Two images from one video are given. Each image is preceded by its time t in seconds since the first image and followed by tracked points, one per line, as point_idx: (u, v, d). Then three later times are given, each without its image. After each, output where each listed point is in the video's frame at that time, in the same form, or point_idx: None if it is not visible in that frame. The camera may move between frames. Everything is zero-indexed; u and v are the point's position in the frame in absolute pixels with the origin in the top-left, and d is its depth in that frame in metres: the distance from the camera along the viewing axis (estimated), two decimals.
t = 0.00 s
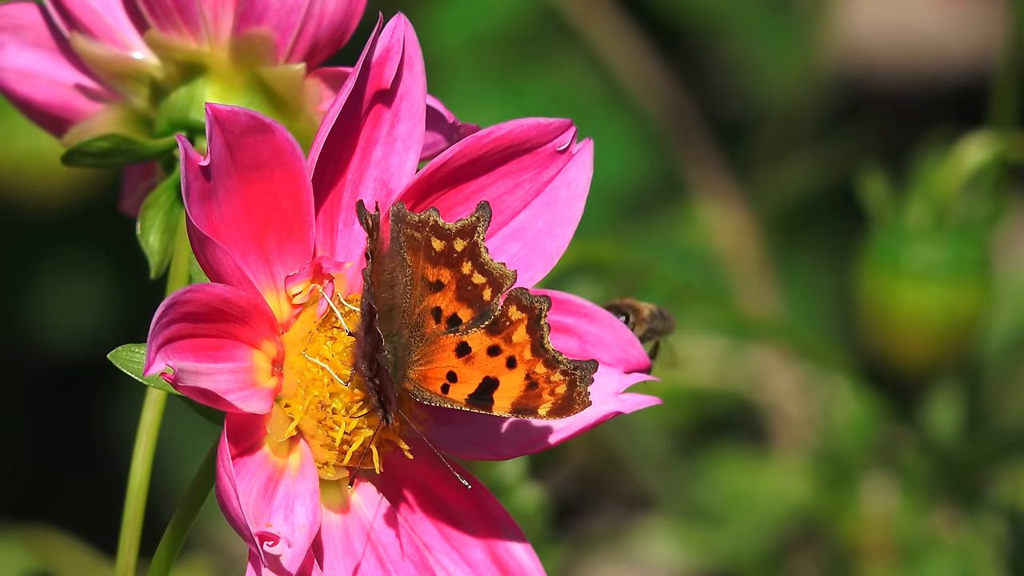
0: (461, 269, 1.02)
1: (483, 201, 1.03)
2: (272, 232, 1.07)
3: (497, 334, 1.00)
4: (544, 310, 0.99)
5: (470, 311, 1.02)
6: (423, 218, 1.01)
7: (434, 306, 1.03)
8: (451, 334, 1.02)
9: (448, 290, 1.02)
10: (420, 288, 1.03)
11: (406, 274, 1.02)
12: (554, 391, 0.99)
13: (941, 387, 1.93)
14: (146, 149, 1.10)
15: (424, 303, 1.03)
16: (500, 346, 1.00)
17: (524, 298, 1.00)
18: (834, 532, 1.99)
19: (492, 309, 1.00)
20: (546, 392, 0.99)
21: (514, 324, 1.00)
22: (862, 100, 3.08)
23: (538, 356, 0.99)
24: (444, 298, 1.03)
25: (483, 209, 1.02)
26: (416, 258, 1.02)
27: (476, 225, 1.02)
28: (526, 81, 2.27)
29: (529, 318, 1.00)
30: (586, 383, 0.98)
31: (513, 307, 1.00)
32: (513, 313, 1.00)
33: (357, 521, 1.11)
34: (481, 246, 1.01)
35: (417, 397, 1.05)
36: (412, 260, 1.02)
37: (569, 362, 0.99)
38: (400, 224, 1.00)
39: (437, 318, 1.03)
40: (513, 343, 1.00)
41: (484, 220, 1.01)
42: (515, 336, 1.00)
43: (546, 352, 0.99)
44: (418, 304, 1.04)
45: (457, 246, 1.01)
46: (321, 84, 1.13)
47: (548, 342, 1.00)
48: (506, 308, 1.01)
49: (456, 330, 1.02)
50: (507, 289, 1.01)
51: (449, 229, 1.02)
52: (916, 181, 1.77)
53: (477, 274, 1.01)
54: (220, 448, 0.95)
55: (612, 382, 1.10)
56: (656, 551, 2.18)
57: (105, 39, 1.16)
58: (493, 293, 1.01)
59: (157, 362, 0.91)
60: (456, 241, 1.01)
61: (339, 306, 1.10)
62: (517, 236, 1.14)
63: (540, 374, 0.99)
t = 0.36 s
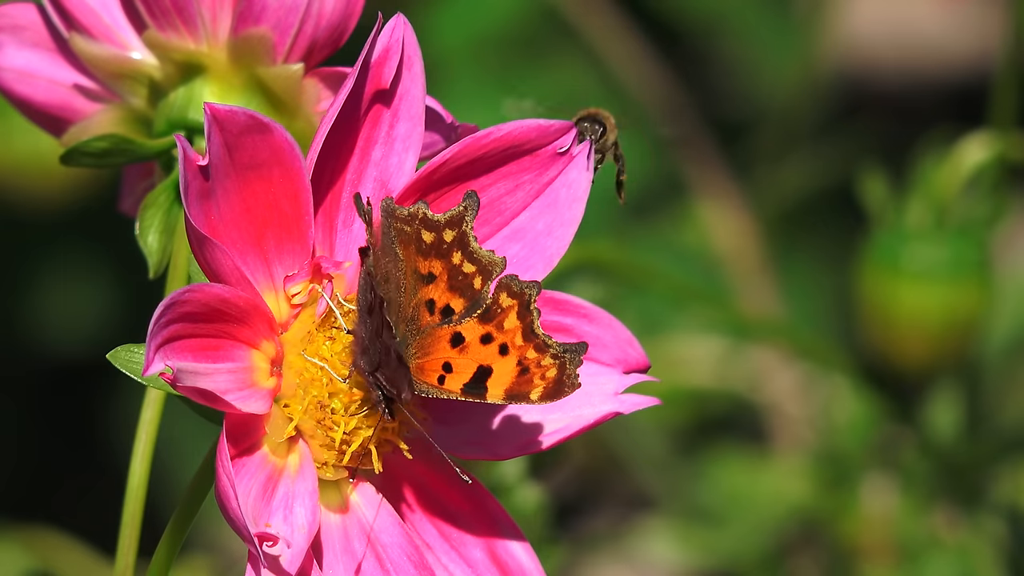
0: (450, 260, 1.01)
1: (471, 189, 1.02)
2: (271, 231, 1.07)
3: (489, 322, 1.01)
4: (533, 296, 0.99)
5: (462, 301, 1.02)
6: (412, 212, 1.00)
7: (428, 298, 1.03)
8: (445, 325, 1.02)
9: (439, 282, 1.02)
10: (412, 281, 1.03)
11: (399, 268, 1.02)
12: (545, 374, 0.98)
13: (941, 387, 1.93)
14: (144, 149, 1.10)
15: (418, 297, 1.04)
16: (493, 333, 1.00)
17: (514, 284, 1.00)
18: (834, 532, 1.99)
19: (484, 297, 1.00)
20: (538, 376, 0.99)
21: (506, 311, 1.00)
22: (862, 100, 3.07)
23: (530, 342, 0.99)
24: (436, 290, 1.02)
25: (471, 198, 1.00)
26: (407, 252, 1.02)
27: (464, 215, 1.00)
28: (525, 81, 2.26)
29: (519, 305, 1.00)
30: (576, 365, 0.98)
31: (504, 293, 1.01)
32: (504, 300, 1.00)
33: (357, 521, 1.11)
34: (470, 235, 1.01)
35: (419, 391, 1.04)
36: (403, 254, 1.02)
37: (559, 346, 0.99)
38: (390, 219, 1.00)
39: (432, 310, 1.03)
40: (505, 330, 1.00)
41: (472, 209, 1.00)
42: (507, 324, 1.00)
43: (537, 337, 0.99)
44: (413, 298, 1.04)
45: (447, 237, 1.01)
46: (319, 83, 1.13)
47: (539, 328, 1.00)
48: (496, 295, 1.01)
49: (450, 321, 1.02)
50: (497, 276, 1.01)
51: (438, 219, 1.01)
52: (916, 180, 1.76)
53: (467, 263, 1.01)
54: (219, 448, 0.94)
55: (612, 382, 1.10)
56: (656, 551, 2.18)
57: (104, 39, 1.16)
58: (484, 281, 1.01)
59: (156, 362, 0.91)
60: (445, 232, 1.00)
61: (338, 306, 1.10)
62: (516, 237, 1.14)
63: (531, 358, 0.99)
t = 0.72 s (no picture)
0: (455, 261, 1.01)
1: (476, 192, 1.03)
2: (276, 231, 1.07)
3: (493, 326, 1.01)
4: (537, 301, 0.99)
5: (467, 304, 1.01)
6: (416, 213, 1.01)
7: (433, 299, 1.02)
8: (449, 327, 1.02)
9: (444, 283, 1.02)
10: (416, 282, 1.03)
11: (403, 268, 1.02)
12: (547, 381, 0.98)
13: (941, 387, 1.93)
14: (147, 149, 1.10)
15: (423, 297, 1.03)
16: (496, 338, 1.00)
17: (518, 289, 1.00)
18: (834, 533, 1.99)
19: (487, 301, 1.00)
20: (540, 383, 0.99)
21: (510, 315, 1.01)
22: (862, 100, 3.08)
23: (532, 347, 0.99)
24: (440, 292, 1.02)
25: (475, 200, 1.01)
26: (412, 253, 1.02)
27: (467, 217, 1.01)
28: (526, 81, 2.27)
29: (523, 309, 1.00)
30: (578, 372, 0.98)
31: (507, 298, 1.01)
32: (507, 304, 1.00)
33: (357, 521, 1.10)
34: (474, 237, 1.01)
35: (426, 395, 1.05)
36: (409, 254, 1.02)
37: (562, 352, 0.99)
38: (394, 219, 1.00)
39: (436, 311, 1.03)
40: (508, 334, 1.00)
41: (476, 211, 1.01)
42: (510, 328, 1.00)
43: (540, 342, 0.99)
44: (417, 299, 1.03)
45: (451, 238, 1.01)
46: (323, 84, 1.13)
47: (542, 333, 1.00)
48: (501, 299, 1.01)
49: (454, 323, 1.02)
50: (499, 279, 1.01)
51: (442, 221, 1.01)
52: (916, 180, 1.77)
53: (471, 265, 1.01)
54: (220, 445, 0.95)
55: (615, 388, 1.10)
56: (656, 551, 2.18)
57: (107, 39, 1.16)
58: (487, 283, 1.01)
59: (159, 358, 0.91)
60: (449, 234, 1.01)
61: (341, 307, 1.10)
62: (522, 242, 1.14)
63: (533, 364, 0.99)
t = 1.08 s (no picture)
0: (448, 261, 1.01)
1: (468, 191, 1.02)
2: (274, 232, 1.07)
3: (484, 327, 1.00)
4: (527, 302, 0.99)
5: (459, 303, 1.02)
6: (410, 212, 1.00)
7: (427, 300, 1.03)
8: (442, 328, 1.02)
9: (438, 284, 1.02)
10: (411, 282, 1.03)
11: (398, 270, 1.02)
12: (535, 382, 0.98)
13: (941, 387, 1.93)
14: (146, 149, 1.10)
15: (417, 299, 1.03)
16: (487, 339, 1.00)
17: (508, 289, 1.01)
18: (834, 533, 1.99)
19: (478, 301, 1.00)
20: (528, 384, 0.98)
21: (500, 315, 1.00)
22: (862, 100, 3.08)
23: (522, 348, 0.99)
24: (434, 291, 1.02)
25: (466, 199, 1.00)
26: (406, 253, 1.02)
27: (459, 217, 1.00)
28: (526, 81, 2.26)
29: (513, 311, 1.00)
30: (566, 373, 0.97)
31: (499, 299, 1.01)
32: (499, 305, 1.00)
33: (356, 522, 1.10)
34: (466, 237, 1.00)
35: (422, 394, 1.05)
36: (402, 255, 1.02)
37: (550, 353, 0.98)
38: (389, 220, 1.00)
39: (430, 312, 1.03)
40: (499, 335, 1.00)
41: (467, 210, 1.00)
42: (501, 329, 1.00)
43: (529, 343, 0.99)
44: (412, 300, 1.04)
45: (444, 238, 1.01)
46: (322, 84, 1.13)
47: (532, 334, 1.00)
48: (491, 300, 1.01)
49: (447, 323, 1.02)
50: (490, 277, 1.01)
51: (435, 221, 1.01)
52: (916, 181, 1.77)
53: (462, 265, 1.01)
54: (219, 446, 0.95)
55: (614, 388, 1.10)
56: (656, 551, 2.18)
57: (106, 39, 1.16)
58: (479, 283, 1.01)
59: (157, 360, 0.92)
60: (442, 234, 1.00)
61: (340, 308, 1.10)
62: (521, 244, 1.15)
63: (522, 366, 0.98)
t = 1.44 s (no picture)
0: (447, 242, 1.01)
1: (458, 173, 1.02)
2: (275, 232, 1.07)
3: (491, 297, 1.01)
4: (531, 266, 0.99)
5: (462, 281, 1.02)
6: (402, 201, 0.99)
7: (429, 282, 1.03)
8: (448, 306, 1.02)
9: (439, 264, 1.02)
10: (411, 267, 1.02)
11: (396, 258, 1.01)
12: (551, 338, 0.98)
13: (941, 387, 1.93)
14: (147, 149, 1.10)
15: (418, 281, 1.03)
16: (496, 308, 1.00)
17: (512, 256, 1.00)
18: (834, 533, 1.99)
19: (483, 274, 1.01)
20: (544, 341, 0.99)
21: (506, 283, 1.00)
22: (862, 100, 3.08)
23: (531, 310, 1.00)
24: (436, 272, 1.02)
25: (458, 179, 1.00)
26: (402, 240, 1.01)
27: (454, 197, 1.00)
28: (526, 81, 2.26)
29: (519, 276, 1.00)
30: (581, 325, 0.99)
31: (503, 267, 1.00)
32: (504, 273, 1.00)
33: (357, 522, 1.11)
34: (463, 215, 1.00)
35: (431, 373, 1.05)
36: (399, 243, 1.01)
37: (562, 309, 0.99)
38: (382, 211, 0.98)
39: (433, 293, 1.03)
40: (508, 302, 1.00)
41: (461, 190, 1.00)
42: (510, 296, 1.00)
43: (540, 303, 0.99)
44: (414, 282, 1.03)
45: (440, 220, 1.00)
46: (323, 84, 1.13)
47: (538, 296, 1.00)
48: (495, 270, 1.01)
49: (452, 301, 1.03)
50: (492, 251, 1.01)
51: (428, 204, 1.00)
52: (916, 181, 1.77)
53: (462, 242, 1.01)
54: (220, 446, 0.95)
55: (614, 386, 1.10)
56: (656, 550, 2.18)
57: (107, 39, 1.16)
58: (480, 258, 1.01)
59: (159, 360, 0.92)
60: (438, 216, 1.00)
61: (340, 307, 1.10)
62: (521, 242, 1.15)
63: (536, 326, 0.99)
